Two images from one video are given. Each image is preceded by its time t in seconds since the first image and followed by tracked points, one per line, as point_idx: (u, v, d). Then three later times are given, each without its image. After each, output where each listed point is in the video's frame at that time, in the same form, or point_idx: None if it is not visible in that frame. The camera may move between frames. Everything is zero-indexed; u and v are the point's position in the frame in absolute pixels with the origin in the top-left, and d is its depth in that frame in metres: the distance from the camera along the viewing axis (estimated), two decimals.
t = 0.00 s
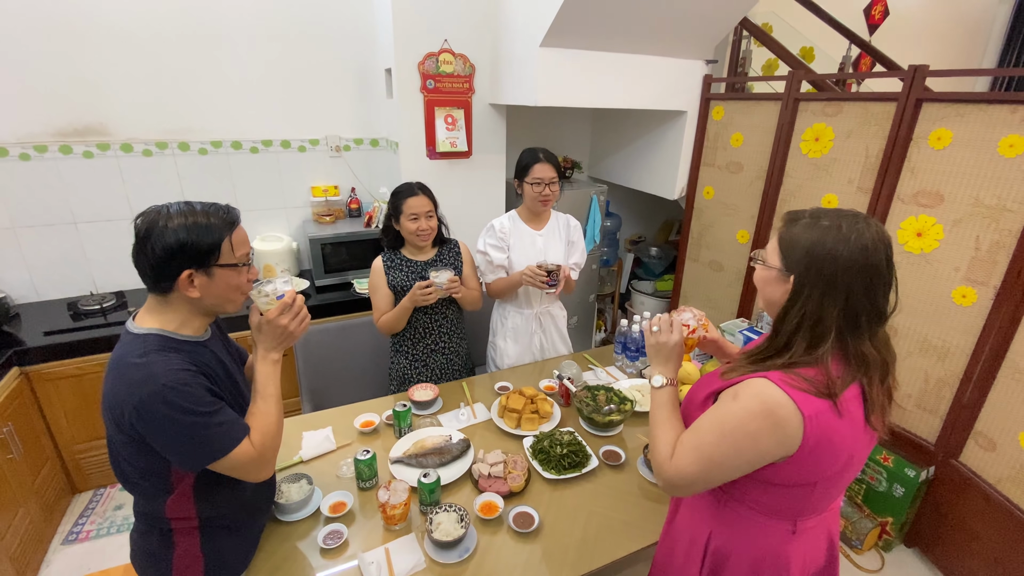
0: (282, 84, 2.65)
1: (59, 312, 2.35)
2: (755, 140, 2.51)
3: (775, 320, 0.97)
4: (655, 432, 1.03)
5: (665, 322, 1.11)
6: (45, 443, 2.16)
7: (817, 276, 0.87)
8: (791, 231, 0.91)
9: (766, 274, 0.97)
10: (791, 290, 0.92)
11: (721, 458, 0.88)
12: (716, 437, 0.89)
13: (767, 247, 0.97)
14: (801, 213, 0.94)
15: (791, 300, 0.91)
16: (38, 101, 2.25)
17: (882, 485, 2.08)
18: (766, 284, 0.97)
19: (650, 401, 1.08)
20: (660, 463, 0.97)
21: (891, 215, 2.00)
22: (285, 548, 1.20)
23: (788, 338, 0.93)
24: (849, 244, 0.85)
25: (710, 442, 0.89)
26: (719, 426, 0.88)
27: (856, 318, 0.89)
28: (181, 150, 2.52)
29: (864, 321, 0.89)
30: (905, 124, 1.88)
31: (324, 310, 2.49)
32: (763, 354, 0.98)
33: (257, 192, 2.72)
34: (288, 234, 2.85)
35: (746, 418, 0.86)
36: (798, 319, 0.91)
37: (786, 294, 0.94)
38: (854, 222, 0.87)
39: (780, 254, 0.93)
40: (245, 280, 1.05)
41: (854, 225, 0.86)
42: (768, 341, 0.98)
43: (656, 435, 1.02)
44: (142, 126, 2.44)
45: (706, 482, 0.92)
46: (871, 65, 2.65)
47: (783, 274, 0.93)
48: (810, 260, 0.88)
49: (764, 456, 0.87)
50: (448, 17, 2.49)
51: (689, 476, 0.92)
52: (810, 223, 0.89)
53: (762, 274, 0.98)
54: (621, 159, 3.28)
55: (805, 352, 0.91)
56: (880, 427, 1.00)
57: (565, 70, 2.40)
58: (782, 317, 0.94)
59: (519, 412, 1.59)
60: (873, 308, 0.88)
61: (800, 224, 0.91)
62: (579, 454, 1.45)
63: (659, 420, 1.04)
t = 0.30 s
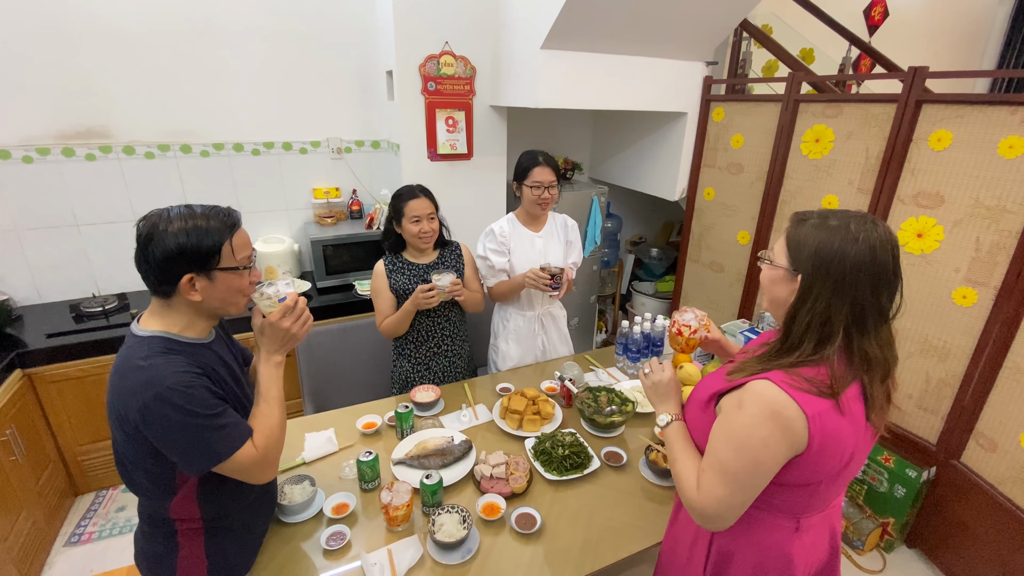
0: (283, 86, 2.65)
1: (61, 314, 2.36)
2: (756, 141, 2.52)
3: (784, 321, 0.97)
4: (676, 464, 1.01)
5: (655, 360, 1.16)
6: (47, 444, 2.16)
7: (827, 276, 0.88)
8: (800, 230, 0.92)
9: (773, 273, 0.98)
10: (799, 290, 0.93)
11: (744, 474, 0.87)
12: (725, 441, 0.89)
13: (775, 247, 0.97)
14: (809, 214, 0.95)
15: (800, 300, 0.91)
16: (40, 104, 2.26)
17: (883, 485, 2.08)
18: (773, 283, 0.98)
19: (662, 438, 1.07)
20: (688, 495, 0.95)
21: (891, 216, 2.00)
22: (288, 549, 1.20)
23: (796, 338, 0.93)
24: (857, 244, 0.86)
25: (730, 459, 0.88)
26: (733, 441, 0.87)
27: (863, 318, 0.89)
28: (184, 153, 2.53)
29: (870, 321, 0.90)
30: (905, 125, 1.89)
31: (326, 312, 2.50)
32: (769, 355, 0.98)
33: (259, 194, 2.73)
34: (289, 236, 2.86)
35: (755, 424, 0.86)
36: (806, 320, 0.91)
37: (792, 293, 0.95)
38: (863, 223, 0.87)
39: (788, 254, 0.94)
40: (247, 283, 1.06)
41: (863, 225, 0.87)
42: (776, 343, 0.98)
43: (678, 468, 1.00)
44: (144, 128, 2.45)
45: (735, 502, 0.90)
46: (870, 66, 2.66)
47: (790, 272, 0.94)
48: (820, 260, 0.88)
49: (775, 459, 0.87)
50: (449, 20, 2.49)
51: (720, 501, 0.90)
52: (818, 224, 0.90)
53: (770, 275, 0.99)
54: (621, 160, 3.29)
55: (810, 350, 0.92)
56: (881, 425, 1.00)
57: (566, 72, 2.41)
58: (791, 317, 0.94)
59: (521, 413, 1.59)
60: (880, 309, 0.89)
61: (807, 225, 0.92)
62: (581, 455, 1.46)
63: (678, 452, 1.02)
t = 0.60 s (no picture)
0: (283, 89, 2.66)
1: (63, 317, 2.36)
2: (755, 143, 2.52)
3: (799, 325, 0.97)
4: (682, 467, 1.01)
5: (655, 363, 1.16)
6: (48, 447, 2.17)
7: (843, 279, 0.88)
8: (809, 236, 0.92)
9: (782, 282, 0.96)
10: (816, 296, 0.93)
11: (756, 477, 0.88)
12: (735, 443, 0.89)
13: (779, 253, 0.97)
14: (810, 219, 0.97)
15: (820, 304, 0.92)
16: (42, 108, 2.27)
17: (884, 487, 2.08)
18: (784, 292, 0.97)
19: (665, 442, 1.07)
20: (699, 500, 0.95)
21: (890, 218, 2.00)
22: (290, 552, 1.20)
23: (813, 341, 0.93)
24: (871, 246, 0.88)
25: (742, 464, 0.88)
26: (744, 443, 0.88)
27: (876, 317, 0.91)
28: (185, 156, 2.54)
29: (882, 320, 0.92)
30: (904, 127, 1.89)
31: (326, 314, 2.50)
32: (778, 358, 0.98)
33: (260, 197, 2.73)
34: (290, 238, 2.86)
35: (765, 426, 0.87)
36: (825, 322, 0.92)
37: (806, 300, 0.94)
38: (869, 226, 0.90)
39: (798, 260, 0.94)
40: (241, 287, 1.05)
41: (871, 228, 0.89)
42: (786, 346, 0.98)
43: (686, 472, 0.99)
44: (145, 132, 2.45)
45: (748, 506, 0.91)
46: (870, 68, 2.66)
47: (803, 281, 0.93)
48: (838, 263, 0.88)
49: (784, 459, 0.87)
50: (449, 23, 2.50)
51: (732, 504, 0.91)
52: (825, 229, 0.91)
53: (777, 283, 0.98)
54: (621, 162, 3.29)
55: (822, 352, 0.93)
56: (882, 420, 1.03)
57: (566, 75, 2.41)
58: (809, 323, 0.94)
59: (521, 415, 1.59)
60: (890, 307, 0.92)
61: (814, 230, 0.93)
62: (582, 458, 1.46)
63: (684, 456, 1.01)
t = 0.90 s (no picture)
0: (284, 93, 2.67)
1: (66, 320, 2.37)
2: (754, 146, 2.54)
3: (814, 328, 0.99)
4: (691, 467, 1.01)
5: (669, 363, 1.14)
6: (51, 450, 2.18)
7: (862, 282, 0.92)
8: (825, 242, 0.93)
9: (798, 291, 0.96)
10: (833, 302, 0.95)
11: (769, 477, 0.89)
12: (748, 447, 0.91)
13: (789, 263, 0.97)
14: (815, 225, 0.98)
15: (841, 309, 0.94)
16: (45, 112, 2.28)
17: (884, 489, 2.09)
18: (800, 300, 0.97)
19: (673, 441, 1.06)
20: (711, 500, 0.95)
21: (889, 221, 2.01)
22: (293, 554, 1.21)
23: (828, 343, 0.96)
24: (882, 247, 0.92)
25: (756, 464, 0.89)
26: (759, 444, 0.89)
27: (884, 314, 0.96)
28: (187, 160, 2.55)
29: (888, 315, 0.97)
30: (903, 131, 1.91)
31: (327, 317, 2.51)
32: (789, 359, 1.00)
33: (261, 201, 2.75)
34: (292, 242, 2.88)
35: (779, 426, 0.88)
36: (845, 325, 0.94)
37: (822, 306, 0.96)
38: (874, 228, 0.94)
39: (814, 268, 0.94)
40: (233, 290, 1.06)
41: (875, 230, 0.94)
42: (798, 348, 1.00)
43: (695, 473, 1.00)
44: (147, 136, 2.47)
45: (762, 506, 0.92)
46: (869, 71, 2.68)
47: (822, 288, 0.94)
48: (857, 268, 0.91)
49: (798, 458, 0.88)
50: (449, 27, 2.52)
51: (745, 504, 0.92)
52: (838, 235, 0.93)
53: (792, 292, 0.98)
54: (621, 165, 3.31)
55: (839, 353, 0.95)
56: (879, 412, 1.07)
57: (565, 80, 2.43)
58: (828, 328, 0.96)
59: (522, 418, 1.60)
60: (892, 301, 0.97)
61: (826, 236, 0.94)
62: (582, 460, 1.47)
63: (692, 458, 1.02)
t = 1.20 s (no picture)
0: (285, 97, 2.69)
1: (67, 323, 2.38)
2: (752, 149, 2.55)
3: (809, 329, 1.00)
4: (689, 456, 1.02)
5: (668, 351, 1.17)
6: (53, 452, 2.18)
7: (846, 282, 0.92)
8: (806, 245, 0.95)
9: (787, 292, 0.98)
10: (822, 302, 0.96)
11: (767, 470, 0.90)
12: (747, 439, 0.92)
13: (779, 266, 1.00)
14: (802, 228, 1.00)
15: (829, 308, 0.95)
16: (47, 117, 2.29)
17: (883, 491, 2.09)
18: (790, 301, 0.99)
19: (673, 430, 1.08)
20: (706, 488, 0.97)
21: (887, 224, 2.02)
22: (295, 556, 1.22)
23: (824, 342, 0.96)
24: (865, 248, 0.91)
25: (754, 455, 0.90)
26: (758, 437, 0.90)
27: (879, 313, 0.95)
28: (188, 164, 2.57)
29: (885, 313, 0.96)
30: (900, 134, 1.92)
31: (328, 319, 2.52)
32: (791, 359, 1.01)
33: (262, 204, 2.76)
34: (293, 245, 2.89)
35: (783, 422, 0.89)
36: (836, 325, 0.95)
37: (813, 306, 0.97)
38: (859, 228, 0.94)
39: (800, 269, 0.96)
40: (228, 292, 1.07)
41: (861, 230, 0.93)
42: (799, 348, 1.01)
43: (693, 461, 1.01)
44: (149, 140, 2.48)
45: (758, 497, 0.93)
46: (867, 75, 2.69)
47: (809, 289, 0.96)
48: (840, 268, 0.92)
49: (799, 454, 0.89)
50: (449, 32, 2.53)
51: (742, 494, 0.92)
52: (820, 237, 0.94)
53: (783, 293, 0.99)
54: (620, 168, 3.32)
55: (837, 353, 0.95)
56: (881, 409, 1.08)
57: (565, 84, 2.44)
58: (820, 328, 0.97)
59: (522, 420, 1.61)
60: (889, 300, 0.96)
61: (809, 239, 0.96)
62: (582, 461, 1.47)
63: (691, 446, 1.03)
